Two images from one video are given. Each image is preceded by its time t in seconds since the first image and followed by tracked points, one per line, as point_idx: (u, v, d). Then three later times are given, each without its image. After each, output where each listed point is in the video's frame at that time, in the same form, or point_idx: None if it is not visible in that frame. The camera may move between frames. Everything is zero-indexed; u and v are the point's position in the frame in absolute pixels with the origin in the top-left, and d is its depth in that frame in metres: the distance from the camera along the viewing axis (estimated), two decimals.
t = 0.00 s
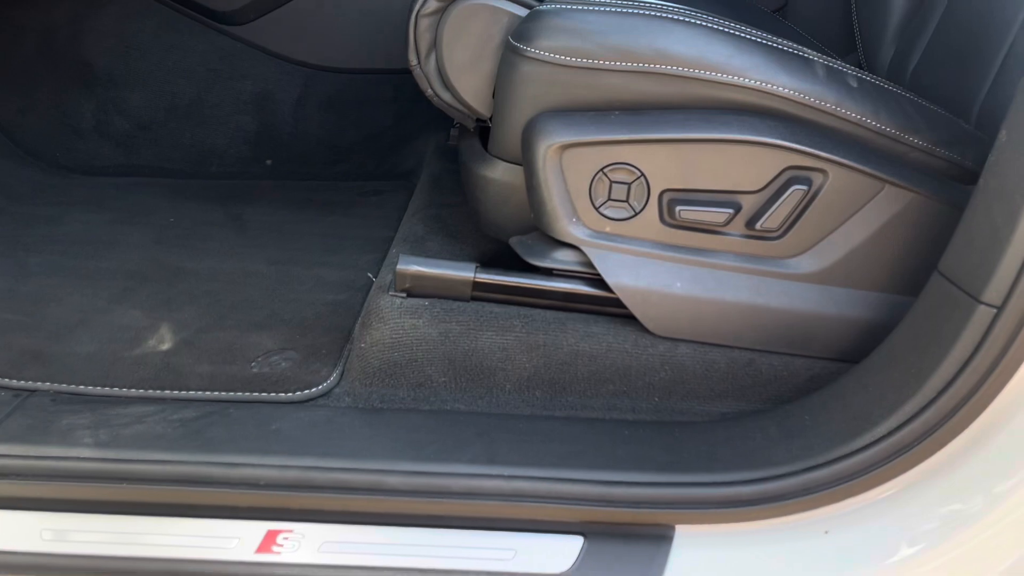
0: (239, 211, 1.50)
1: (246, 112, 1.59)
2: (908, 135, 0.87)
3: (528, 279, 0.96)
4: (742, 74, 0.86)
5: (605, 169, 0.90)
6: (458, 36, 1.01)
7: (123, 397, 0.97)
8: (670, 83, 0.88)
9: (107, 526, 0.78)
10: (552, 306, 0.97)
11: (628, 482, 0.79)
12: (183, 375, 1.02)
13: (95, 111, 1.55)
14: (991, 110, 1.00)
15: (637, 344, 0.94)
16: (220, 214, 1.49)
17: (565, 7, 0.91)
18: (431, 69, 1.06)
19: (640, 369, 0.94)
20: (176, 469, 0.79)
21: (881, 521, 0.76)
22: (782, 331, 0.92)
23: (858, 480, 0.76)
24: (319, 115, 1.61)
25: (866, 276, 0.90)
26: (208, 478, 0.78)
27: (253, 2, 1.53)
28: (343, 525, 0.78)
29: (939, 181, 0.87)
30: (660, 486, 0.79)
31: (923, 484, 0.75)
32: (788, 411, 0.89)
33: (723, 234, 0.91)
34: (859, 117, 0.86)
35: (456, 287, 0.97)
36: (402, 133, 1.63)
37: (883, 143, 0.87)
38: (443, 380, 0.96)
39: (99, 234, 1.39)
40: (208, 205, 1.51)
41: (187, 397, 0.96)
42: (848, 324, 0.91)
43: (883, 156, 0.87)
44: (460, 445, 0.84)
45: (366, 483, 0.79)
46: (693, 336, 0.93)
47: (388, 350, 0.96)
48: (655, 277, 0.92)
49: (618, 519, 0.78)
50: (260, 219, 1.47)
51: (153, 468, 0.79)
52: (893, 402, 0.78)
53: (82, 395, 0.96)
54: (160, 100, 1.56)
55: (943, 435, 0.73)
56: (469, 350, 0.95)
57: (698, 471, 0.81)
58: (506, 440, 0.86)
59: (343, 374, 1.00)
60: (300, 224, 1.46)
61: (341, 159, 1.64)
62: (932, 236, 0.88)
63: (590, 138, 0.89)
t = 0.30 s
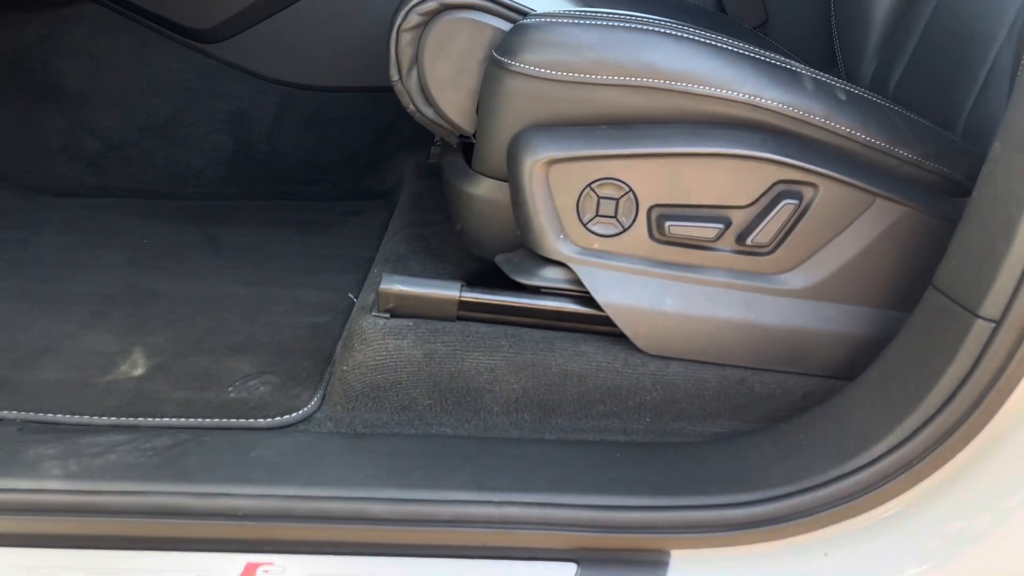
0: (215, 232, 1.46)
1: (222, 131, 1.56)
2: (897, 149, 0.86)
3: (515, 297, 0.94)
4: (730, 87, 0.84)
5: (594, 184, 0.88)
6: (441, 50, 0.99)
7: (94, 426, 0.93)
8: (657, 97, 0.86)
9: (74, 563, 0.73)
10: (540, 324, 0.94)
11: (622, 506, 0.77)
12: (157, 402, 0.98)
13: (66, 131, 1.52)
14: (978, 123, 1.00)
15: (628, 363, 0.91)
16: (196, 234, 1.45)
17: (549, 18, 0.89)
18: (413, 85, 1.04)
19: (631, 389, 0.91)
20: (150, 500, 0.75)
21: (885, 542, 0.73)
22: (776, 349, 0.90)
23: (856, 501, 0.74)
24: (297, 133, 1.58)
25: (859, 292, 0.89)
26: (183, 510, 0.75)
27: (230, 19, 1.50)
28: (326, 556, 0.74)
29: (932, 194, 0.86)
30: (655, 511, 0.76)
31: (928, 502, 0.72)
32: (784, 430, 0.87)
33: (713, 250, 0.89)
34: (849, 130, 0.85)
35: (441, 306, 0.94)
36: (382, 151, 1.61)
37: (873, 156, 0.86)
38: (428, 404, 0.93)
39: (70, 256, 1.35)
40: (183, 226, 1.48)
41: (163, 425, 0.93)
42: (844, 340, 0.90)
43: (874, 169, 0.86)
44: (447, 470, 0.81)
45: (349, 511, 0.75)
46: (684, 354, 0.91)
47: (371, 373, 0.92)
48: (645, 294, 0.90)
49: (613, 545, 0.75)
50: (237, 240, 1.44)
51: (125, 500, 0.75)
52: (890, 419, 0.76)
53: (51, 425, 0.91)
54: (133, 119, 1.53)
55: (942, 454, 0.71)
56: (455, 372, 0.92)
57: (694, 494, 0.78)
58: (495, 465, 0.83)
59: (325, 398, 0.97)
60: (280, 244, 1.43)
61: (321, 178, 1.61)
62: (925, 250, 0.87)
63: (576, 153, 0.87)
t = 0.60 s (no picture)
0: (193, 248, 1.43)
1: (199, 146, 1.53)
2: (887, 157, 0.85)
3: (503, 311, 0.92)
4: (719, 96, 0.84)
5: (583, 195, 0.87)
6: (425, 61, 0.98)
7: (68, 450, 0.89)
8: (646, 106, 0.85)
9: None
10: (529, 338, 0.92)
11: (617, 524, 0.75)
12: (133, 423, 0.94)
13: (38, 147, 1.48)
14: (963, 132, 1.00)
15: (619, 377, 0.90)
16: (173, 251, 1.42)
17: (535, 26, 0.88)
18: (397, 96, 1.02)
19: (623, 404, 0.90)
20: (126, 526, 0.72)
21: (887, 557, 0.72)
22: (769, 360, 0.89)
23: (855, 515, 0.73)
24: (276, 148, 1.55)
25: (852, 303, 0.88)
26: (161, 536, 0.71)
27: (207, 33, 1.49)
28: None
29: (922, 202, 0.85)
30: (652, 528, 0.74)
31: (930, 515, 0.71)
32: (780, 444, 0.85)
33: (704, 260, 0.88)
34: (839, 139, 0.85)
35: (428, 321, 0.92)
36: (363, 166, 1.58)
37: (863, 164, 0.86)
38: (416, 422, 0.90)
39: (42, 275, 1.31)
40: (160, 243, 1.44)
41: (140, 447, 0.89)
42: (838, 351, 0.89)
43: (865, 178, 0.85)
44: (436, 490, 0.78)
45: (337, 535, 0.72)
46: (677, 367, 0.90)
47: (357, 391, 0.90)
48: (637, 306, 0.88)
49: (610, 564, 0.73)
50: (215, 256, 1.40)
51: (99, 526, 0.71)
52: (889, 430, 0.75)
53: (21, 449, 0.88)
54: (108, 135, 1.50)
55: (943, 465, 0.69)
56: (444, 389, 0.90)
57: (691, 510, 0.77)
58: (486, 483, 0.80)
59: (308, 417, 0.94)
60: (260, 260, 1.40)
61: (301, 193, 1.58)
62: (917, 259, 0.86)
63: (565, 163, 0.86)
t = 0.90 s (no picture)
0: (170, 265, 1.40)
1: (176, 161, 1.50)
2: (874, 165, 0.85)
3: (491, 324, 0.90)
4: (707, 105, 0.83)
5: (571, 205, 0.86)
6: (408, 71, 0.97)
7: (40, 474, 0.86)
8: (634, 116, 0.84)
9: None
10: (518, 352, 0.91)
11: (612, 541, 0.73)
12: (109, 445, 0.91)
13: (10, 162, 1.44)
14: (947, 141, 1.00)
15: (610, 391, 0.88)
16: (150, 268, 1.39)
17: (521, 36, 0.86)
18: (380, 107, 1.01)
19: (614, 418, 0.88)
20: (101, 552, 0.69)
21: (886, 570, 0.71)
22: (760, 372, 0.88)
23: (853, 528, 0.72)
24: (254, 163, 1.52)
25: (842, 313, 0.87)
26: (139, 562, 0.68)
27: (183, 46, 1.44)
28: None
29: (911, 212, 0.85)
30: (648, 545, 0.72)
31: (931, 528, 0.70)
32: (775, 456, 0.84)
33: (694, 271, 0.87)
34: (828, 147, 0.84)
35: (415, 336, 0.90)
36: (344, 181, 1.56)
37: (851, 173, 0.85)
38: (402, 439, 0.88)
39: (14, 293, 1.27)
40: (136, 260, 1.41)
41: (116, 469, 0.86)
42: (829, 362, 0.88)
43: (853, 186, 0.85)
44: (425, 509, 0.76)
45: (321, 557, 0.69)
46: (668, 380, 0.88)
47: (341, 408, 0.88)
48: (626, 317, 0.87)
49: None
50: (193, 273, 1.37)
51: (73, 552, 0.68)
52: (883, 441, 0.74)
53: None
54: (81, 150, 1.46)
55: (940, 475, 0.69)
56: (431, 405, 0.88)
57: (686, 525, 0.75)
58: (476, 501, 0.78)
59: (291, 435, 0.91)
60: (239, 276, 1.37)
61: (280, 208, 1.56)
62: (907, 270, 0.86)
63: (553, 173, 0.84)
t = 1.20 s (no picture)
0: (145, 282, 1.37)
1: (150, 175, 1.46)
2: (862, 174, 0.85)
3: (478, 337, 0.88)
4: (695, 114, 0.82)
5: (559, 216, 0.84)
6: (391, 80, 0.95)
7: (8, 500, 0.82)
8: (621, 125, 0.83)
9: None
10: (506, 365, 0.89)
11: (606, 559, 0.71)
12: (83, 467, 0.88)
13: None
14: (931, 151, 1.00)
15: (600, 405, 0.86)
16: (125, 284, 1.35)
17: (506, 45, 0.85)
18: (362, 117, 0.99)
19: (604, 433, 0.86)
20: None
21: None
22: (752, 384, 0.87)
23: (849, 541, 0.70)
24: (231, 177, 1.49)
25: (833, 323, 0.86)
26: None
27: (159, 58, 1.40)
28: None
29: (900, 220, 0.85)
30: (643, 563, 0.71)
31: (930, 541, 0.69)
32: (768, 469, 0.82)
33: (684, 281, 0.85)
34: (817, 156, 0.84)
35: (400, 351, 0.88)
36: (323, 194, 1.54)
37: (840, 182, 0.85)
38: (388, 457, 0.86)
39: None
40: (110, 276, 1.38)
41: (90, 493, 0.83)
42: (821, 373, 0.87)
43: (843, 195, 0.84)
44: (413, 529, 0.74)
45: None
46: (658, 393, 0.87)
47: (325, 426, 0.85)
48: (616, 329, 0.85)
49: None
50: (169, 289, 1.34)
51: None
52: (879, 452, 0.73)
53: None
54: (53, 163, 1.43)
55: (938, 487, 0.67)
56: (417, 422, 0.86)
57: (682, 542, 0.73)
58: (465, 520, 0.76)
59: (272, 454, 0.88)
60: (218, 292, 1.34)
61: (258, 222, 1.53)
62: (897, 279, 0.85)
63: (540, 184, 0.83)
